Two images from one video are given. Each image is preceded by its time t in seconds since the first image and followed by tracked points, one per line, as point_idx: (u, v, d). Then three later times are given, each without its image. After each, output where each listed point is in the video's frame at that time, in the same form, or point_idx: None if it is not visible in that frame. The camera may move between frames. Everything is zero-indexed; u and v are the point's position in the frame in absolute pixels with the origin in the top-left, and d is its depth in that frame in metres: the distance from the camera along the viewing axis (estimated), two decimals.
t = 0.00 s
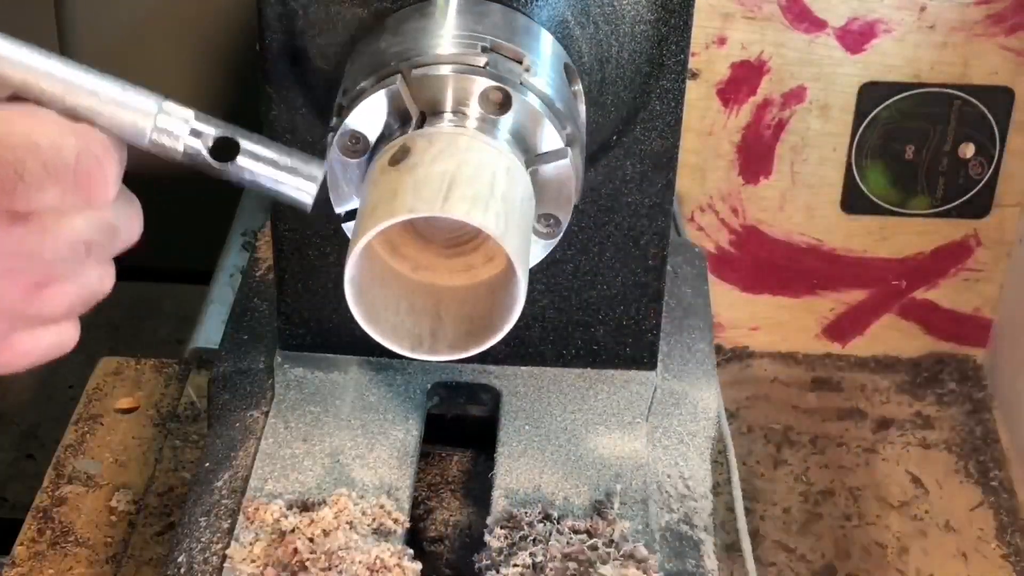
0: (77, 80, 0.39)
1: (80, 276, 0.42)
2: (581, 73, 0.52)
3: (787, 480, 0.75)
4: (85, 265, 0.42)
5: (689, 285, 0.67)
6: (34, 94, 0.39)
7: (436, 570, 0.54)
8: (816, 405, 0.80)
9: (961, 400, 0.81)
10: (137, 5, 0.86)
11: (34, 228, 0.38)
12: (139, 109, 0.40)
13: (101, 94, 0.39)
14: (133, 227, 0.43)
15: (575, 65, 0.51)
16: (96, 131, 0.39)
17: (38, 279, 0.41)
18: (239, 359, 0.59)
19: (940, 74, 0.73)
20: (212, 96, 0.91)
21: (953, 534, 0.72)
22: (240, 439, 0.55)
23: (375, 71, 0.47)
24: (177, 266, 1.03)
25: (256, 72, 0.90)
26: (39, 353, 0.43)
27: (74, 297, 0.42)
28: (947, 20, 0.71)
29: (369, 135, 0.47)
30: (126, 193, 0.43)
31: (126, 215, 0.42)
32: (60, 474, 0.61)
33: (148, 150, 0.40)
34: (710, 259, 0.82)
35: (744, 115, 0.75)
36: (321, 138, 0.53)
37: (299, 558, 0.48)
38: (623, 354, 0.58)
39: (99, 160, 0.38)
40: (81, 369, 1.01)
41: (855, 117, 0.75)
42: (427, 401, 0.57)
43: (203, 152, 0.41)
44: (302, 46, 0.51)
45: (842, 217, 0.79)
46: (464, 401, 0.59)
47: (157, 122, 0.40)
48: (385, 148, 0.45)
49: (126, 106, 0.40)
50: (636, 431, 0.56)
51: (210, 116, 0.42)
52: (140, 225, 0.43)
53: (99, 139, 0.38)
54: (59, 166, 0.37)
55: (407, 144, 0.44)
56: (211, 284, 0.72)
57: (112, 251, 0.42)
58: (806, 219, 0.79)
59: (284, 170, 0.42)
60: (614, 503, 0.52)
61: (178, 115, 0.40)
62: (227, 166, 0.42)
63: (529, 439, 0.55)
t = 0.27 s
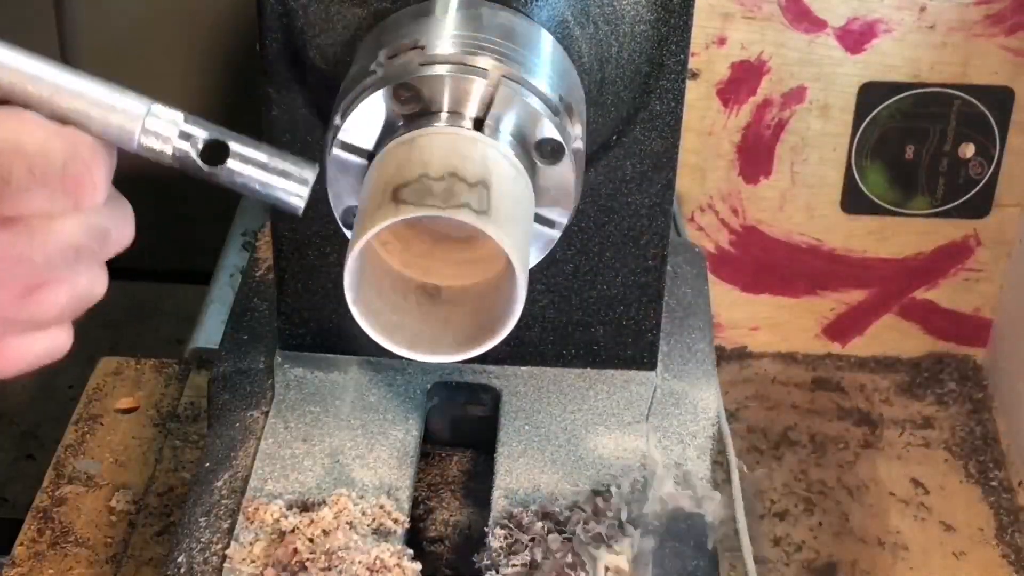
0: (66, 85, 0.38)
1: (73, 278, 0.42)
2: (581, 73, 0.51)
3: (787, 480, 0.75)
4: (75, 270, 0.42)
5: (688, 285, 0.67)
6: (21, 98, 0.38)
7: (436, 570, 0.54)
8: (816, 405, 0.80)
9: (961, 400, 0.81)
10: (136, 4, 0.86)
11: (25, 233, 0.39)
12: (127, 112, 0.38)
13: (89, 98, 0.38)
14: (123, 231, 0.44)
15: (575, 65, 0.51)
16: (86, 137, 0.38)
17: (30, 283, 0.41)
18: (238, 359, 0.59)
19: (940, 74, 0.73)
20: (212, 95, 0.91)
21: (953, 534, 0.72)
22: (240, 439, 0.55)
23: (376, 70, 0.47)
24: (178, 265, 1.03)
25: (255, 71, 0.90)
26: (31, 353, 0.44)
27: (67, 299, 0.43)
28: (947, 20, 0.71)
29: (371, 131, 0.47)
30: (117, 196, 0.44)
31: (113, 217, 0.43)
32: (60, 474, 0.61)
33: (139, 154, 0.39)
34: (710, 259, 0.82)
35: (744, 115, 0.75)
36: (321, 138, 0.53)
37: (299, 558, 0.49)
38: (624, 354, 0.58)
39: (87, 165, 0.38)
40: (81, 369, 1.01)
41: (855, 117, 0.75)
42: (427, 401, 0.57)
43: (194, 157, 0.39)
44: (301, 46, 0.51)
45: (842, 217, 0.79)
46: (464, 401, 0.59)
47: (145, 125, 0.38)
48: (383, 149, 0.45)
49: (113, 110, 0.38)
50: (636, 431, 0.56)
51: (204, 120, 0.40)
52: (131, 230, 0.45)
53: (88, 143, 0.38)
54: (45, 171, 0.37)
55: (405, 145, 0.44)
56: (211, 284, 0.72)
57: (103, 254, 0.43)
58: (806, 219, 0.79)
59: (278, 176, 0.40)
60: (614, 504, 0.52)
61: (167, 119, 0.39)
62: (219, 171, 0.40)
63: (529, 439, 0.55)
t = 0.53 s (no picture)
0: None
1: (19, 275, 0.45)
2: (581, 73, 0.52)
3: (787, 480, 0.75)
4: (19, 263, 0.45)
5: (689, 286, 0.67)
6: None
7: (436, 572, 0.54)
8: (816, 405, 0.80)
9: (961, 400, 0.81)
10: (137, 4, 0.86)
11: None
12: (59, 99, 0.42)
13: (24, 91, 0.42)
14: (64, 222, 0.47)
15: (575, 65, 0.51)
16: (13, 128, 0.42)
17: None
18: (238, 359, 0.59)
19: (941, 74, 0.73)
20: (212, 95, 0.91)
21: (953, 533, 0.72)
22: (241, 439, 0.55)
23: (374, 69, 0.47)
24: (177, 266, 1.03)
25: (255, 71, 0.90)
26: None
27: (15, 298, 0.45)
28: (947, 20, 0.71)
29: (369, 129, 0.47)
30: (54, 191, 0.47)
31: (52, 210, 0.46)
32: (60, 474, 0.61)
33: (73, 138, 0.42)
34: (710, 259, 0.82)
35: (744, 115, 0.75)
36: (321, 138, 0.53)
37: (299, 558, 0.49)
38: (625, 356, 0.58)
39: (17, 152, 0.42)
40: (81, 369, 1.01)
41: (855, 117, 0.75)
42: (427, 402, 0.57)
43: (128, 134, 0.42)
44: (301, 46, 0.51)
45: (842, 217, 0.79)
46: (463, 402, 0.58)
47: (77, 111, 0.42)
48: (383, 149, 0.45)
49: (44, 99, 0.42)
50: (637, 431, 0.56)
51: (134, 100, 0.43)
52: (71, 221, 0.47)
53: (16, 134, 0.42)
54: None
55: (406, 144, 0.44)
56: (212, 284, 0.72)
57: (45, 246, 0.46)
58: (807, 219, 0.79)
59: (208, 142, 0.43)
60: (615, 505, 0.52)
61: (97, 100, 0.42)
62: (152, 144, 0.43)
63: (530, 440, 0.55)
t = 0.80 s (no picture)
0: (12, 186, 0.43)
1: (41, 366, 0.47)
2: (581, 73, 0.52)
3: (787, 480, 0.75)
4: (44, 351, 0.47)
5: (688, 285, 0.67)
6: None
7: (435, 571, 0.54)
8: (816, 405, 0.80)
9: (960, 400, 0.81)
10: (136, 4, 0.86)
11: None
12: (77, 196, 0.43)
13: (44, 200, 0.43)
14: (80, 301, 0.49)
15: (575, 65, 0.51)
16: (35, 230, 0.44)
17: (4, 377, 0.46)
18: (237, 359, 0.59)
19: (940, 74, 0.73)
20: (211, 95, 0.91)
21: (953, 533, 0.72)
22: (241, 438, 0.55)
23: (373, 69, 0.47)
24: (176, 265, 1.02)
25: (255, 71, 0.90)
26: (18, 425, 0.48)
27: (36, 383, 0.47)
28: (947, 20, 0.71)
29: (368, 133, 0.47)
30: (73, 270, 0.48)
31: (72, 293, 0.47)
32: (60, 474, 0.61)
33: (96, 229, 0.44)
34: (710, 259, 0.82)
35: (744, 115, 0.75)
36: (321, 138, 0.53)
37: (299, 558, 0.49)
38: (625, 355, 0.58)
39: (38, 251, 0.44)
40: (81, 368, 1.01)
41: (855, 116, 0.75)
42: (427, 402, 0.57)
43: (150, 217, 0.44)
44: (301, 46, 0.51)
45: (842, 217, 0.79)
46: (464, 401, 0.58)
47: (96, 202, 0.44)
48: (385, 148, 0.45)
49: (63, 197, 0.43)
50: (637, 432, 0.56)
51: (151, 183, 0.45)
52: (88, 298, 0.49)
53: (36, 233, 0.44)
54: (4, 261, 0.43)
55: (408, 144, 0.44)
56: (212, 283, 0.71)
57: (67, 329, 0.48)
58: (807, 219, 0.79)
59: (233, 211, 0.45)
60: (614, 504, 0.52)
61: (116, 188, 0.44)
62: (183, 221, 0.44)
63: (530, 439, 0.55)
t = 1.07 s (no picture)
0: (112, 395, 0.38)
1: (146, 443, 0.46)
2: (581, 73, 0.52)
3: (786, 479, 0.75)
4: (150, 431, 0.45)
5: (688, 285, 0.67)
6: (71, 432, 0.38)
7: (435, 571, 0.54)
8: (816, 405, 0.80)
9: (961, 400, 0.81)
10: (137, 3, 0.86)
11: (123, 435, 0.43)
12: (189, 371, 0.40)
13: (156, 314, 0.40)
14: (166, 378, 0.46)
15: (574, 65, 0.51)
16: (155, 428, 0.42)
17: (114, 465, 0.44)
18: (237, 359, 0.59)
19: (940, 74, 0.73)
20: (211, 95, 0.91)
21: (952, 533, 0.72)
22: (241, 438, 0.55)
23: (377, 68, 0.47)
24: (176, 265, 1.02)
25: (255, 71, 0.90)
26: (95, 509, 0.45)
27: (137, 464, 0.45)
28: (947, 20, 0.71)
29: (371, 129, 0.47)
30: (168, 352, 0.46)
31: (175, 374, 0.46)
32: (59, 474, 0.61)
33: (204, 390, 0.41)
34: (710, 259, 0.82)
35: (744, 115, 0.75)
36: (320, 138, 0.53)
37: (299, 558, 0.49)
38: (625, 355, 0.58)
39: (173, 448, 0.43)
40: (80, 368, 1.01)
41: (855, 116, 0.75)
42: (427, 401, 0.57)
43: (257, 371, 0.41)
44: (301, 46, 0.51)
45: (842, 217, 0.79)
46: (464, 401, 0.59)
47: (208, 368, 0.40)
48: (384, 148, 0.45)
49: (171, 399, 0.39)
50: (637, 432, 0.56)
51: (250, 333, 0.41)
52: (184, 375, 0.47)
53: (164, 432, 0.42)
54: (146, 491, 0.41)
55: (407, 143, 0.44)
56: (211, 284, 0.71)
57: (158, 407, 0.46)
58: (806, 219, 0.79)
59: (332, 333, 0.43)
60: (614, 504, 0.52)
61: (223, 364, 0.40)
62: (283, 364, 0.42)
63: (530, 439, 0.55)
